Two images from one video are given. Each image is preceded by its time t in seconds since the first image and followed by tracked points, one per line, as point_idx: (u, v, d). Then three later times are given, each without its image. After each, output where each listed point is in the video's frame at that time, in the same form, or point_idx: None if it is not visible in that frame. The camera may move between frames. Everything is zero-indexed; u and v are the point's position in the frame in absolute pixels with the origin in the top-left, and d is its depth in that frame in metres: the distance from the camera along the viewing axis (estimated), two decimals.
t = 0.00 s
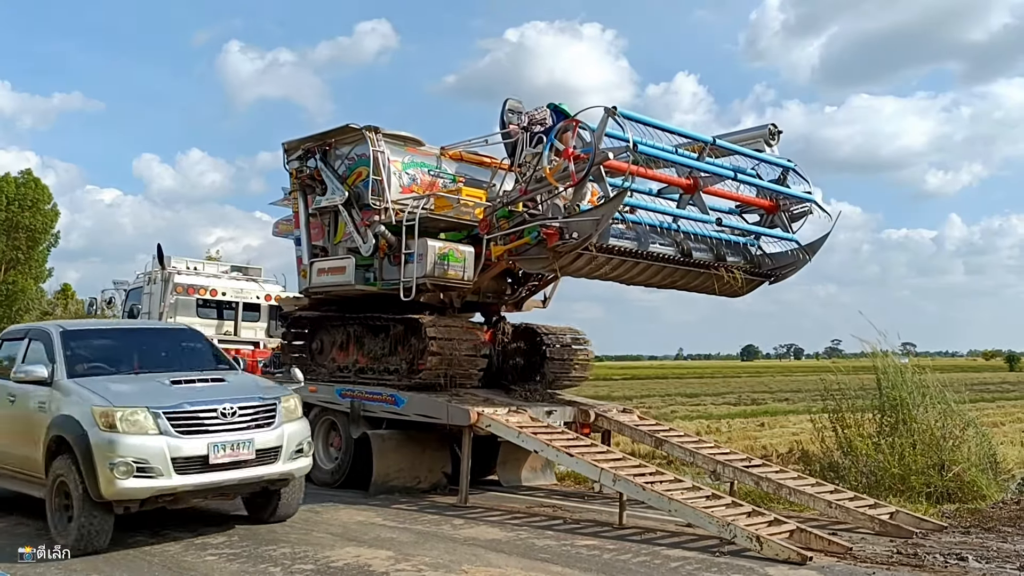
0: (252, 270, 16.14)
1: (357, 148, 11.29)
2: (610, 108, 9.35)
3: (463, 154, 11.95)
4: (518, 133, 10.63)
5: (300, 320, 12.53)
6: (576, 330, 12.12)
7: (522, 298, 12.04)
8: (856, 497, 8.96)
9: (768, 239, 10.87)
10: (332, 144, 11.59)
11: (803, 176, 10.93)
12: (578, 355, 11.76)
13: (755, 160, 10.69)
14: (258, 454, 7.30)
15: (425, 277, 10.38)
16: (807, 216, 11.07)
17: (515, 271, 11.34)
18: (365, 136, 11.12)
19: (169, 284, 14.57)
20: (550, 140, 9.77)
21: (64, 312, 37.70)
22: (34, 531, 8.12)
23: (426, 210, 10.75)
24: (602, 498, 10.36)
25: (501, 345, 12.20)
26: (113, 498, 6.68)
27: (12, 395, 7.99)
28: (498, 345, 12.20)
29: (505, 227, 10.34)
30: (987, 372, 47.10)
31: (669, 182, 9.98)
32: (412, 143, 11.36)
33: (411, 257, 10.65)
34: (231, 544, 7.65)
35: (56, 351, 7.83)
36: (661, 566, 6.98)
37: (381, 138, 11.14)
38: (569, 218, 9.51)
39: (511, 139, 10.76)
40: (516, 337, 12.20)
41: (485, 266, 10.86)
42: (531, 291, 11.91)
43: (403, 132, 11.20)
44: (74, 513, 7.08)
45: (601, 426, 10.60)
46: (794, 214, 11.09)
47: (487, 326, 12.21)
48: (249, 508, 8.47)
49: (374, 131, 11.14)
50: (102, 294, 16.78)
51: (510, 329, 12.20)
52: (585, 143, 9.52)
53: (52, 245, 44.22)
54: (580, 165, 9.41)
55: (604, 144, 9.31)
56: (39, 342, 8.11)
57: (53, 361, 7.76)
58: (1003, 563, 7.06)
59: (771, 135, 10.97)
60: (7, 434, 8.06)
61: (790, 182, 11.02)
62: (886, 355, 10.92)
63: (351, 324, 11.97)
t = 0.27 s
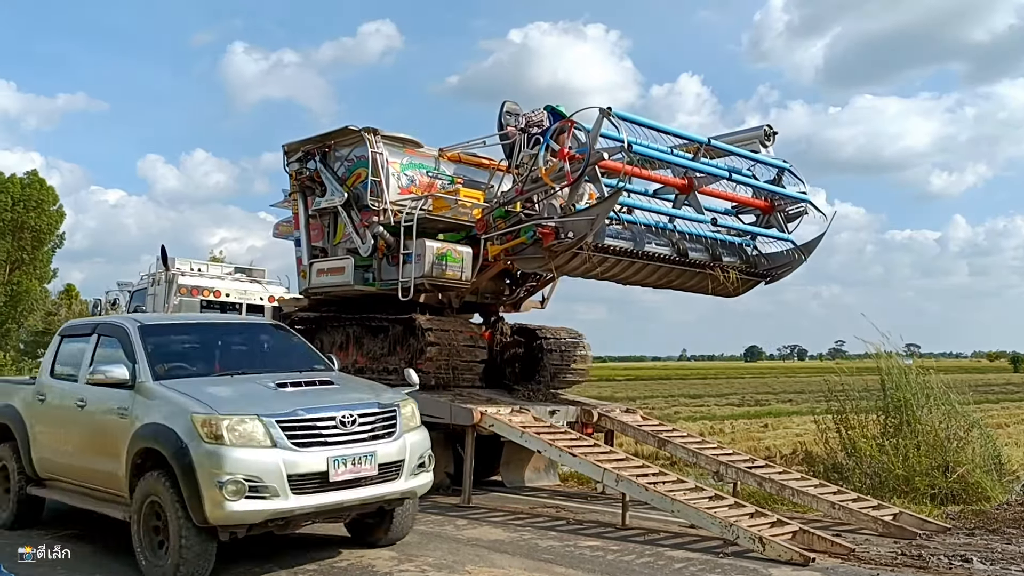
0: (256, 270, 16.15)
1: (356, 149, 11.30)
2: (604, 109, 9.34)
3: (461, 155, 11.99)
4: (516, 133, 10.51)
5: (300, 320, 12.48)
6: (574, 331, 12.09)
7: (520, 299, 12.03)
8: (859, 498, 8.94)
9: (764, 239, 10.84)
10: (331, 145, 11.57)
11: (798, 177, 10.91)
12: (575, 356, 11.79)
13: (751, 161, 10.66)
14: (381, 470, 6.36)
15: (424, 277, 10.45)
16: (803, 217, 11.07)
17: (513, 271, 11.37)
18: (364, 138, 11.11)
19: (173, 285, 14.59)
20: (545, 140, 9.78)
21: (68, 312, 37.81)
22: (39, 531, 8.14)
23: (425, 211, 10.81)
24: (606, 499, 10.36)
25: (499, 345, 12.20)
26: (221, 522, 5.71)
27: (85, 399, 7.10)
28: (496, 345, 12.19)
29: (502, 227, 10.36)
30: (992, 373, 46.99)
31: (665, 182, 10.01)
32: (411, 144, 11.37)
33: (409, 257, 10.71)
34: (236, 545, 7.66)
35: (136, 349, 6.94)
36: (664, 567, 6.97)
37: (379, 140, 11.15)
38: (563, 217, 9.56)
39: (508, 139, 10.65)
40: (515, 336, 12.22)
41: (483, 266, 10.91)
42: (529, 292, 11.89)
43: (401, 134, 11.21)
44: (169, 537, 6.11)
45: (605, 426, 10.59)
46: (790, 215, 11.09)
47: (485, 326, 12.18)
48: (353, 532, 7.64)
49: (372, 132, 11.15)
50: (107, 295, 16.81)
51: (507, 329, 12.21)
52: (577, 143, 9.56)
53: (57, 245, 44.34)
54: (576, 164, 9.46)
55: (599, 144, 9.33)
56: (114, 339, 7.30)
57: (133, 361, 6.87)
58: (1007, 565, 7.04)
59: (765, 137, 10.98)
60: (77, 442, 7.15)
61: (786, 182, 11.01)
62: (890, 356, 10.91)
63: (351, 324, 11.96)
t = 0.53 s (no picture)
0: (261, 271, 16.17)
1: (358, 151, 11.32)
2: (602, 110, 9.35)
3: (462, 156, 12.00)
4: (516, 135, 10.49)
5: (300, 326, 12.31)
6: (574, 332, 12.16)
7: (520, 300, 12.05)
8: (865, 500, 8.92)
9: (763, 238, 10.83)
10: (333, 147, 11.57)
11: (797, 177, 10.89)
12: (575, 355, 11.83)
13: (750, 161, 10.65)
14: (558, 492, 5.35)
15: (424, 278, 10.40)
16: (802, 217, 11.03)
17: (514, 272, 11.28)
18: (365, 140, 11.14)
19: (179, 286, 14.59)
20: (544, 141, 9.82)
21: (75, 313, 37.96)
22: (46, 531, 8.16)
23: (425, 213, 10.85)
24: (611, 500, 10.35)
25: (500, 346, 12.07)
26: (390, 558, 4.76)
27: (181, 406, 6.24)
28: (496, 347, 12.02)
29: (502, 227, 10.29)
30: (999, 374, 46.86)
31: (663, 183, 10.01)
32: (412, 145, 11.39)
33: (410, 257, 10.65)
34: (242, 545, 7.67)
35: (253, 348, 6.07)
36: (670, 568, 6.96)
37: (380, 141, 11.18)
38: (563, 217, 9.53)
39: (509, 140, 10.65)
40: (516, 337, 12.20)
41: (484, 267, 10.83)
42: (530, 292, 11.88)
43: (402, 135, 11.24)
44: (313, 574, 5.16)
45: (610, 426, 10.55)
46: (788, 214, 11.04)
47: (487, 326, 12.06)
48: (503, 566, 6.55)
49: (373, 134, 11.17)
50: (113, 296, 16.85)
51: (508, 330, 12.14)
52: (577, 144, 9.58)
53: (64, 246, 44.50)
54: (574, 165, 9.46)
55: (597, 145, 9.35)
56: (218, 338, 6.45)
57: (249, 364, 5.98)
58: (1014, 566, 7.01)
59: (765, 135, 10.95)
60: (173, 456, 6.28)
61: (785, 182, 11.00)
62: (897, 357, 10.89)
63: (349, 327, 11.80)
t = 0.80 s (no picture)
0: (265, 272, 16.17)
1: (358, 152, 11.37)
2: (600, 113, 9.32)
3: (462, 158, 12.00)
4: (515, 136, 10.47)
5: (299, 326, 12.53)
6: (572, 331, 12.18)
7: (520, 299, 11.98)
8: (871, 501, 8.91)
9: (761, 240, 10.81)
10: (334, 148, 11.60)
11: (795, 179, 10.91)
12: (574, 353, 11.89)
13: (747, 163, 10.66)
14: (834, 528, 4.45)
15: (423, 279, 10.45)
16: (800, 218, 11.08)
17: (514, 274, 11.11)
18: (365, 141, 11.18)
19: (183, 286, 14.58)
20: (543, 143, 9.79)
21: (80, 313, 38.07)
22: (49, 531, 8.16)
23: (425, 214, 10.99)
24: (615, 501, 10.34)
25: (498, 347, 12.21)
26: None
27: (322, 412, 5.38)
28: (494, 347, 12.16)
29: (500, 228, 10.36)
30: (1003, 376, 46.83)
31: (661, 185, 9.93)
32: (412, 147, 11.42)
33: (410, 258, 10.67)
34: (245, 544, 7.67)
35: (421, 343, 5.15)
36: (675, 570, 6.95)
37: (381, 143, 11.22)
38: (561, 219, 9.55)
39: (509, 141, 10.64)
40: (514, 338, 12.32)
41: (483, 269, 10.78)
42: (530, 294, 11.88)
43: (403, 137, 11.27)
44: None
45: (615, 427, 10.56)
46: (786, 215, 11.05)
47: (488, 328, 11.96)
48: None
49: (374, 135, 11.21)
50: (116, 297, 16.86)
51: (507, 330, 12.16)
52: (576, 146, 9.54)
53: (67, 247, 44.67)
54: (572, 168, 9.42)
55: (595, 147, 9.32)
56: (366, 329, 5.51)
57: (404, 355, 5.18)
58: (1019, 568, 7.01)
59: (762, 138, 10.97)
60: (311, 475, 5.40)
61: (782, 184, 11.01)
62: (900, 358, 10.87)
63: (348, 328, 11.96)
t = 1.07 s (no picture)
0: (266, 273, 16.15)
1: (356, 153, 11.41)
2: (595, 113, 9.33)
3: (460, 159, 11.95)
4: (512, 137, 10.43)
5: (301, 322, 12.73)
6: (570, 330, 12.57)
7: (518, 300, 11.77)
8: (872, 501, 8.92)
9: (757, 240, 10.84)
10: (332, 149, 11.64)
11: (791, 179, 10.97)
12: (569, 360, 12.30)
13: (744, 164, 10.70)
14: None
15: (420, 279, 10.43)
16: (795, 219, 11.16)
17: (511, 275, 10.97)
18: (363, 142, 11.22)
19: (184, 286, 14.59)
20: (539, 143, 9.79)
21: (82, 313, 38.13)
22: (50, 531, 8.16)
23: (422, 215, 10.83)
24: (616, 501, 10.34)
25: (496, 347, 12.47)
26: None
27: (407, 412, 4.60)
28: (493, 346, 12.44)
29: (497, 228, 10.29)
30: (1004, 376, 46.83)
31: (657, 186, 9.95)
32: (409, 148, 11.47)
33: (407, 259, 10.66)
34: (246, 545, 7.66)
35: (699, 335, 3.61)
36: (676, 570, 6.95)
37: (378, 143, 11.26)
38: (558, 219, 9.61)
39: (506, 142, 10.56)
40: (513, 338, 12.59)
41: (479, 270, 10.77)
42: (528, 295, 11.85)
43: (400, 138, 11.32)
44: None
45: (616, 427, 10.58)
46: (782, 216, 11.08)
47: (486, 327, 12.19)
48: None
49: (371, 136, 11.26)
50: (118, 297, 16.87)
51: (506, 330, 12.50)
52: (572, 145, 9.48)
53: (69, 247, 44.71)
54: (568, 168, 9.42)
55: (590, 148, 9.29)
56: (572, 314, 4.12)
57: (466, 354, 4.57)
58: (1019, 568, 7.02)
59: (758, 139, 10.96)
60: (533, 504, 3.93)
61: (778, 185, 11.08)
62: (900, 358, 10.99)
63: (350, 325, 12.47)
